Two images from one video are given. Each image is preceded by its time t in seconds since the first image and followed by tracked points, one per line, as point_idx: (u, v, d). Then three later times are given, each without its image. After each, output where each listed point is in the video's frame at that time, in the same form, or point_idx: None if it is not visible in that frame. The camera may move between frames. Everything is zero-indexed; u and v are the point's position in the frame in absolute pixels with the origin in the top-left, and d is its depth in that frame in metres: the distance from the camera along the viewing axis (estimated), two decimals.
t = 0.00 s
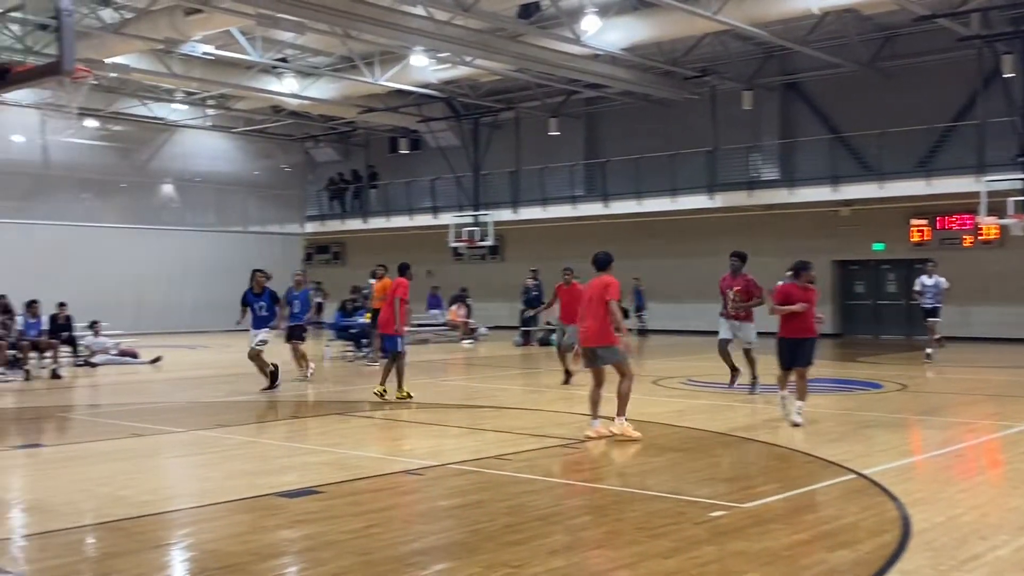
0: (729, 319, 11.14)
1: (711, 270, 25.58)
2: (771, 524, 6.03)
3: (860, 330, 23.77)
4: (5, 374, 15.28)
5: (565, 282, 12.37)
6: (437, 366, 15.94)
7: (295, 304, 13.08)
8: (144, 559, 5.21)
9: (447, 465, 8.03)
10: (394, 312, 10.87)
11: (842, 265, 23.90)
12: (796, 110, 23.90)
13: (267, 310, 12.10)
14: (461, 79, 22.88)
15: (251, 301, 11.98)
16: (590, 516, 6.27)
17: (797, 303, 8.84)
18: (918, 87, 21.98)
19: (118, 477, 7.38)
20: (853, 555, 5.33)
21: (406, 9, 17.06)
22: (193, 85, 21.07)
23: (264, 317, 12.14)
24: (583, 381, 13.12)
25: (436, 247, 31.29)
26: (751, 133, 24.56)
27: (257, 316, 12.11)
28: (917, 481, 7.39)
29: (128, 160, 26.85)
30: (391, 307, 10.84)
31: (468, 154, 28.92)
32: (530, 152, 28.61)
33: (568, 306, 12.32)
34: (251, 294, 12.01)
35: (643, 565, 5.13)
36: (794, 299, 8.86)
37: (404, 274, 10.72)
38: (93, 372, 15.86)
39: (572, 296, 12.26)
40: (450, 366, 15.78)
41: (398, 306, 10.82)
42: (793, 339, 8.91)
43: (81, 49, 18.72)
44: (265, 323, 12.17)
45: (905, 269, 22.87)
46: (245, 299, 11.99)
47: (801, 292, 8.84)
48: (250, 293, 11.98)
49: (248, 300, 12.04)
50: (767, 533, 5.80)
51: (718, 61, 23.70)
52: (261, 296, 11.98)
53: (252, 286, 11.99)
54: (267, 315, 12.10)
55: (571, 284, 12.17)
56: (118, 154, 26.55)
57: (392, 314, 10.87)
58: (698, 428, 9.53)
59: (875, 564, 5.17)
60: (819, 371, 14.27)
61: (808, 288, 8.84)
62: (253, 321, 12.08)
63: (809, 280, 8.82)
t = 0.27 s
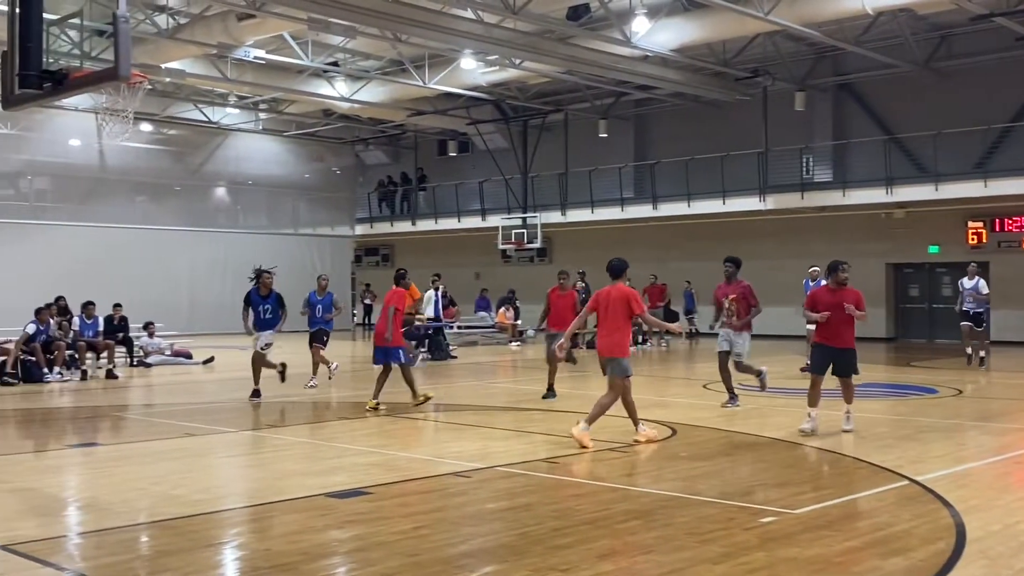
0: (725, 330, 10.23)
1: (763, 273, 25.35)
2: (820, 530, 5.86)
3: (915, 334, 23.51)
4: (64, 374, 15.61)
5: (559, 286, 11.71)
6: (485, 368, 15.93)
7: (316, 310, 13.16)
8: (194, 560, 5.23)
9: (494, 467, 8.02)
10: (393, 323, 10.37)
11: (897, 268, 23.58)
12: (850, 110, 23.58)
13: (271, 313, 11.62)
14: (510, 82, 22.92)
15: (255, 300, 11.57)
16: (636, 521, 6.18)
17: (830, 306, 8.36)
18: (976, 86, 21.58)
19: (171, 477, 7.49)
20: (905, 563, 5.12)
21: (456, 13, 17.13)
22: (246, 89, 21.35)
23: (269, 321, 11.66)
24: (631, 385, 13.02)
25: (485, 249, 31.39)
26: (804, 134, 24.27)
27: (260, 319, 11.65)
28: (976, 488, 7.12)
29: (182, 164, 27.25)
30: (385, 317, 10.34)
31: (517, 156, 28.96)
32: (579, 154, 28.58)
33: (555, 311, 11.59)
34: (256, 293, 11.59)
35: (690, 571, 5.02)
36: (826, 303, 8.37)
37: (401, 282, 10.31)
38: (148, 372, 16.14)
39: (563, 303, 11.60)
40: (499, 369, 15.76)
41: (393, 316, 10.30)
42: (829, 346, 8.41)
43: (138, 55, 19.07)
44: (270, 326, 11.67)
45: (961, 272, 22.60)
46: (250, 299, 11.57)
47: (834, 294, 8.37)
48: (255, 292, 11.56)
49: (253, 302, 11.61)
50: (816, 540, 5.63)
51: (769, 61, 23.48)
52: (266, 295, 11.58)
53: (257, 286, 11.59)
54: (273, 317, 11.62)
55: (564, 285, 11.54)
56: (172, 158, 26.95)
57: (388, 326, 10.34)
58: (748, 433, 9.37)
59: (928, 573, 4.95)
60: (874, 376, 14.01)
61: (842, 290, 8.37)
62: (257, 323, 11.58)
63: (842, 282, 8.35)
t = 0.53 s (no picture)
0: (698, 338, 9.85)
1: (795, 276, 25.19)
2: (852, 536, 5.81)
3: (950, 338, 23.25)
4: (98, 376, 15.80)
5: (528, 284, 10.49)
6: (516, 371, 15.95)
7: (322, 308, 13.24)
8: (225, 561, 5.27)
9: (524, 470, 8.02)
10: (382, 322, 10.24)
11: (931, 271, 23.38)
12: (884, 113, 23.41)
13: (254, 310, 11.02)
14: (540, 85, 22.95)
15: (235, 299, 10.98)
16: (667, 525, 6.16)
17: (847, 315, 7.86)
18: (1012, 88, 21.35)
19: (204, 479, 7.55)
20: (939, 571, 5.05)
21: (487, 17, 17.19)
22: (279, 93, 21.55)
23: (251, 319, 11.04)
24: (662, 388, 12.99)
25: (514, 252, 31.43)
26: (837, 136, 24.12)
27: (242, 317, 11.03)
28: (1011, 495, 7.00)
29: (215, 167, 27.48)
30: (378, 315, 10.26)
31: (547, 160, 28.99)
32: (609, 158, 28.57)
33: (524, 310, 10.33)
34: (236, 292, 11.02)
35: None
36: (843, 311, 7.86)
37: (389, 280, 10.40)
38: (181, 374, 16.30)
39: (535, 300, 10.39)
40: (529, 372, 15.78)
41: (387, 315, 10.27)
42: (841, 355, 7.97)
43: (173, 59, 19.29)
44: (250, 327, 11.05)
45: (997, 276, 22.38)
46: (230, 297, 11.01)
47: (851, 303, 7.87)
48: (236, 291, 11.00)
49: (234, 299, 11.03)
50: (848, 546, 5.58)
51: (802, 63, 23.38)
52: (247, 293, 11.00)
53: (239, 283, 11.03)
54: (255, 316, 11.01)
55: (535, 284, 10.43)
56: (206, 161, 27.19)
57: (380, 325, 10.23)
58: (780, 438, 9.31)
59: None
60: (907, 381, 13.89)
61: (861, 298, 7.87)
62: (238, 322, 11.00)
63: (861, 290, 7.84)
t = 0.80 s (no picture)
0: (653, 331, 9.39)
1: (811, 278, 25.09)
2: (868, 540, 5.78)
3: (967, 341, 23.10)
4: (115, 376, 15.89)
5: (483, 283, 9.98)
6: (531, 373, 15.96)
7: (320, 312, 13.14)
8: (241, 561, 5.28)
9: (539, 472, 8.01)
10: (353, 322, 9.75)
11: (949, 273, 23.25)
12: (901, 114, 23.30)
13: (226, 313, 10.49)
14: (556, 87, 22.94)
15: (207, 299, 10.43)
16: (682, 528, 6.14)
17: (858, 320, 7.40)
18: None
19: (220, 479, 7.58)
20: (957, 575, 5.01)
21: (502, 18, 17.19)
22: (295, 95, 21.60)
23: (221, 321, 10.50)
24: (677, 391, 12.97)
25: (529, 254, 31.43)
26: (854, 138, 24.01)
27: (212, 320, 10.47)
28: None
29: (231, 169, 27.56)
30: (350, 316, 9.67)
31: (562, 162, 28.99)
32: (624, 159, 28.55)
33: (482, 312, 9.83)
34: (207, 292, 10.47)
35: None
36: (854, 314, 7.40)
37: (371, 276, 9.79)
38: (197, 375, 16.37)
39: (495, 300, 9.90)
40: (544, 374, 15.79)
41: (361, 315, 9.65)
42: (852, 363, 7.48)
43: (190, 61, 19.38)
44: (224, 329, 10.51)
45: (1015, 278, 22.25)
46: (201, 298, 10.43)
47: (863, 306, 7.43)
48: (207, 292, 10.44)
49: (205, 301, 10.41)
50: (865, 550, 5.55)
51: (818, 65, 23.29)
52: (221, 294, 10.43)
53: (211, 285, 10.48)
54: (227, 319, 10.47)
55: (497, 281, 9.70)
56: (222, 163, 27.28)
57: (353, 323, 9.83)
58: (796, 441, 9.28)
59: None
60: (924, 383, 13.83)
61: (875, 302, 7.42)
62: (209, 325, 10.40)
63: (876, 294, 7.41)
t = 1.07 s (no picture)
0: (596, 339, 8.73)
1: (818, 278, 25.04)
2: (876, 541, 5.76)
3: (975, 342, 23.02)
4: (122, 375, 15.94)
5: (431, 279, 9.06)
6: (537, 373, 15.97)
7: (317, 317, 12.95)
8: (247, 560, 5.29)
9: (545, 472, 8.01)
10: (327, 327, 9.53)
11: (956, 275, 23.19)
12: (909, 114, 23.25)
13: (189, 323, 9.57)
14: (563, 86, 22.94)
15: (171, 306, 9.50)
16: (688, 528, 6.14)
17: (854, 315, 7.08)
18: None
19: (227, 478, 7.59)
20: None
21: (510, 18, 17.20)
22: (302, 95, 21.63)
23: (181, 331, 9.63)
24: (683, 391, 12.96)
25: (536, 253, 31.44)
26: (862, 138, 23.96)
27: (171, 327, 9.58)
28: None
29: (238, 168, 27.60)
30: (306, 323, 9.30)
31: (569, 161, 28.98)
32: (631, 159, 28.54)
33: (429, 312, 8.95)
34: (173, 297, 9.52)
35: None
36: (851, 309, 7.10)
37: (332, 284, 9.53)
38: (204, 374, 16.41)
39: (443, 299, 9.01)
40: (551, 373, 15.79)
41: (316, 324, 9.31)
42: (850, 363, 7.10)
43: (198, 61, 19.44)
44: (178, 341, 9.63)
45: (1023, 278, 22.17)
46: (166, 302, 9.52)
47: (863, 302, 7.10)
48: (174, 296, 9.52)
49: (168, 307, 9.50)
50: (871, 551, 5.54)
51: (826, 64, 23.26)
52: (186, 303, 9.50)
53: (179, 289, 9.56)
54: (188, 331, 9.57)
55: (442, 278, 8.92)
56: (230, 162, 27.32)
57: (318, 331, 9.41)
58: (802, 441, 9.26)
59: None
60: (931, 384, 13.79)
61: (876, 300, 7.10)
62: (168, 333, 9.54)
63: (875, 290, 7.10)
